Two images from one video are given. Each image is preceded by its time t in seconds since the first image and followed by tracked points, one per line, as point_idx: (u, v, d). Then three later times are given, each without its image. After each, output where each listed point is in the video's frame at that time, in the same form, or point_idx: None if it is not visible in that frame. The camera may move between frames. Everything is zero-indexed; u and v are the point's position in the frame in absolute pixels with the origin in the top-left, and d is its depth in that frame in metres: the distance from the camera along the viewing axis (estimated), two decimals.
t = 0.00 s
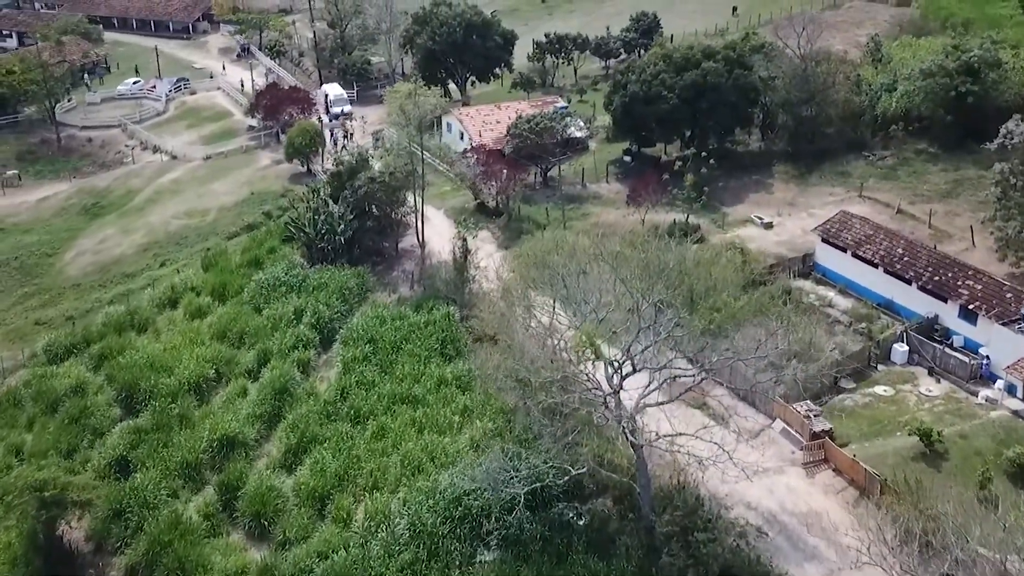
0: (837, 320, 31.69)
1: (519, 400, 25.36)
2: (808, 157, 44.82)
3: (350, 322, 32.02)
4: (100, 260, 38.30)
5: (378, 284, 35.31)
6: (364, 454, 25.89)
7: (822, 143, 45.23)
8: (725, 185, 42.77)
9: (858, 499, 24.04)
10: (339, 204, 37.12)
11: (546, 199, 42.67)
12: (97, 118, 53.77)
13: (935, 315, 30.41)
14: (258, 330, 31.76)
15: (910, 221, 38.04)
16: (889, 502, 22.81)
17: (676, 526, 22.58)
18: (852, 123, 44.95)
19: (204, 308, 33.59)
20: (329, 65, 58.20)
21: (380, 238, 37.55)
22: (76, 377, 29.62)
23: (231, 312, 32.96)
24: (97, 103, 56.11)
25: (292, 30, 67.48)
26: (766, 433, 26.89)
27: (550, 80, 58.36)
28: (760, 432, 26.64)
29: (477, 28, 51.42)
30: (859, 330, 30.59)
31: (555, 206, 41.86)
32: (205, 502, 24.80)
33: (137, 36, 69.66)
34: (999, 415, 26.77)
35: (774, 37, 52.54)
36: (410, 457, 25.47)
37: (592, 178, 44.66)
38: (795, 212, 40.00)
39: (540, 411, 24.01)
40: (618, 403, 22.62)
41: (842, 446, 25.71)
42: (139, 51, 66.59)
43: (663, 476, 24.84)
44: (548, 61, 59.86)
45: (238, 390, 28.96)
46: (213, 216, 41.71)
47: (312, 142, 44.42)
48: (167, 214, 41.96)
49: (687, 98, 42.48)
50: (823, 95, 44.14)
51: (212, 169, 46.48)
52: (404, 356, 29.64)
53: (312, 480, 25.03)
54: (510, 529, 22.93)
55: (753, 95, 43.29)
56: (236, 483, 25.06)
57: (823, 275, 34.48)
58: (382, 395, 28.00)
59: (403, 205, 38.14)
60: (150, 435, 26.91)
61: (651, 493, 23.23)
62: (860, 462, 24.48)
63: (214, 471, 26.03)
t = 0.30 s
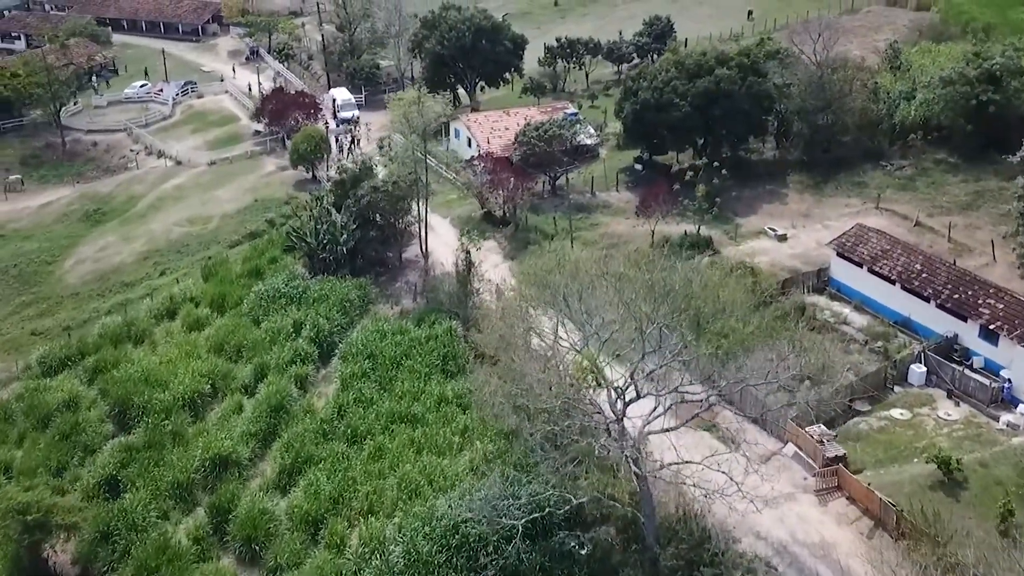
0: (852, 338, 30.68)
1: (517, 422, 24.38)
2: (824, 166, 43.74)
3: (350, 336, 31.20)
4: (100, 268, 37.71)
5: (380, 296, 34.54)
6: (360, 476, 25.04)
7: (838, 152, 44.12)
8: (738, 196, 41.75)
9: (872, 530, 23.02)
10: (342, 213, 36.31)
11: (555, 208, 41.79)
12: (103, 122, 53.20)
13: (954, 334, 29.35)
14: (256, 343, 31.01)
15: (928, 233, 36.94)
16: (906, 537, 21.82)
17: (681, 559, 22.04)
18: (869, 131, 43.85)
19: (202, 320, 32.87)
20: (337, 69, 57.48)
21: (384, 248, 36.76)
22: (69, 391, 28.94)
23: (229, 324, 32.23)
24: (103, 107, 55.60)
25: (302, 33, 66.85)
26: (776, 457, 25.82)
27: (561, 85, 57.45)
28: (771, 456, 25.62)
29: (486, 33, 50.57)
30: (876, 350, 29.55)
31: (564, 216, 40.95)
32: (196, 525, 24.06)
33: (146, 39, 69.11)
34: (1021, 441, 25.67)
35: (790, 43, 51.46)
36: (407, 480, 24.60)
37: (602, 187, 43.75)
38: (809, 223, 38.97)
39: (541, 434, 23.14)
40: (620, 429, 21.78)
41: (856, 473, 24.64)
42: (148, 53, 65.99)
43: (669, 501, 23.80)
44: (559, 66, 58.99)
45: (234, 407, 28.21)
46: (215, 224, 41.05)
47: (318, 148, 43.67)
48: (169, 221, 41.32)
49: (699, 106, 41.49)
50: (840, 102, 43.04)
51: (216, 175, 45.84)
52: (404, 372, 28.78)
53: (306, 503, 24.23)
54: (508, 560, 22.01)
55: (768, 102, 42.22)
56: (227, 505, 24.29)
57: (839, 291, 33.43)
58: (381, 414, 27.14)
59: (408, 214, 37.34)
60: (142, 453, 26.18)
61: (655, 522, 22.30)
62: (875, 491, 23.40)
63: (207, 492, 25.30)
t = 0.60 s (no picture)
0: (869, 358, 29.63)
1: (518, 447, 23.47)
2: (841, 176, 42.68)
3: (350, 351, 30.38)
4: (100, 277, 37.09)
5: (383, 309, 33.73)
6: (357, 500, 24.18)
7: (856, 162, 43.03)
8: (752, 206, 40.73)
9: (889, 565, 21.98)
10: (345, 223, 35.51)
11: (564, 218, 40.89)
12: (109, 126, 52.67)
13: (976, 355, 28.26)
14: (254, 358, 30.23)
15: (949, 248, 35.82)
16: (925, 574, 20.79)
17: None
18: (888, 142, 42.71)
19: (201, 332, 32.13)
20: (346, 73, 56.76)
21: (388, 259, 35.97)
22: (62, 406, 28.24)
23: (228, 337, 31.48)
24: (110, 110, 55.14)
25: (312, 37, 66.24)
26: (790, 484, 24.80)
27: (573, 90, 56.49)
28: (783, 483, 24.56)
29: (496, 38, 49.74)
30: (894, 372, 28.51)
31: (573, 226, 40.05)
32: (186, 549, 23.25)
33: (156, 41, 68.63)
34: None
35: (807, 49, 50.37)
36: (405, 505, 23.72)
37: (612, 196, 42.83)
38: (825, 236, 37.91)
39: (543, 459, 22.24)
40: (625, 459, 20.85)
41: (872, 503, 23.59)
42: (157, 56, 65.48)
43: (677, 531, 22.82)
44: (572, 71, 58.09)
45: (230, 424, 27.43)
46: (218, 232, 40.37)
47: (323, 155, 42.96)
48: (171, 229, 40.68)
49: (713, 115, 40.46)
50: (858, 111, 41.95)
51: (221, 181, 45.20)
52: (405, 390, 27.92)
53: (300, 527, 23.39)
54: None
55: (784, 111, 41.17)
56: (218, 529, 23.48)
57: (855, 308, 32.36)
58: (380, 434, 26.29)
59: (413, 224, 36.51)
60: (133, 473, 25.42)
61: (661, 555, 21.38)
62: (892, 523, 22.35)
63: (199, 514, 24.51)
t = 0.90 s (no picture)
0: (886, 380, 28.59)
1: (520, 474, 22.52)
2: (857, 187, 41.59)
3: (350, 367, 29.57)
4: (99, 286, 36.44)
5: (385, 322, 32.95)
6: (351, 526, 23.34)
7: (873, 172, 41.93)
8: (766, 218, 39.70)
9: None
10: (348, 233, 34.70)
11: (573, 228, 39.97)
12: (115, 130, 52.10)
13: (998, 378, 27.25)
14: (252, 373, 29.46)
15: (969, 264, 34.71)
16: None
17: None
18: (907, 151, 41.59)
19: (198, 345, 31.39)
20: (354, 78, 56.05)
21: (392, 270, 35.16)
22: (55, 421, 27.54)
23: (226, 351, 30.71)
24: (117, 114, 54.61)
25: (322, 40, 65.57)
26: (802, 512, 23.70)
27: (585, 96, 55.64)
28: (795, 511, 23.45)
29: (506, 42, 48.85)
30: (912, 394, 27.47)
31: (582, 237, 39.15)
32: None
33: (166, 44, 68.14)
34: None
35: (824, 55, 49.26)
36: (401, 532, 22.85)
37: (623, 206, 41.89)
38: (841, 249, 36.86)
39: (544, 484, 21.33)
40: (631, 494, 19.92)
41: (888, 535, 22.54)
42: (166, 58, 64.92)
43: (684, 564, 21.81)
44: (583, 76, 57.17)
45: (224, 443, 26.65)
46: (221, 240, 39.66)
47: (329, 162, 42.22)
48: (173, 237, 40.01)
49: (726, 123, 39.43)
50: (876, 121, 40.84)
51: (225, 188, 44.51)
52: (404, 409, 27.05)
53: (292, 554, 22.56)
54: None
55: (799, 120, 40.09)
56: (208, 555, 22.73)
57: (872, 326, 31.29)
58: (378, 455, 25.44)
59: (418, 234, 35.70)
60: (123, 494, 24.67)
61: None
62: (909, 559, 21.33)
63: (190, 538, 23.76)
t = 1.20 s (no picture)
0: (902, 402, 27.59)
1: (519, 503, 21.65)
2: (874, 198, 40.53)
3: (349, 383, 28.79)
4: (97, 295, 35.81)
5: (387, 336, 32.17)
6: (346, 552, 22.50)
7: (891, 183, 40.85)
8: (780, 229, 38.71)
9: None
10: (350, 244, 33.90)
11: (581, 239, 39.09)
12: (120, 134, 51.51)
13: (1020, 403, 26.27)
14: (248, 388, 28.70)
15: (990, 280, 33.64)
16: None
17: None
18: (926, 161, 40.48)
19: (195, 358, 30.65)
20: (362, 81, 55.33)
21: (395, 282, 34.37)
22: (46, 437, 26.85)
23: (223, 365, 29.96)
24: (123, 117, 54.07)
25: (331, 43, 64.88)
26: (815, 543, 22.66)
27: (596, 101, 54.72)
28: (808, 542, 22.45)
29: (515, 47, 47.95)
30: (931, 419, 26.44)
31: (591, 247, 38.28)
32: None
33: (174, 46, 67.60)
34: None
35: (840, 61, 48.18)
36: (396, 559, 22.01)
37: (633, 215, 40.98)
38: (857, 263, 35.83)
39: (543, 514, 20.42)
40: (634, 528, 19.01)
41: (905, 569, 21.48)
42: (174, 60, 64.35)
43: None
44: (595, 81, 56.25)
45: (218, 462, 25.90)
46: (222, 249, 38.96)
47: (333, 169, 41.46)
48: (174, 245, 39.35)
49: (739, 132, 38.42)
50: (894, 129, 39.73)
51: (228, 195, 43.84)
52: (402, 429, 26.21)
53: None
54: None
55: (814, 128, 39.03)
56: None
57: (888, 344, 30.27)
58: (374, 477, 24.62)
59: (422, 245, 34.90)
60: (111, 515, 23.94)
61: None
62: None
63: (178, 563, 23.00)
